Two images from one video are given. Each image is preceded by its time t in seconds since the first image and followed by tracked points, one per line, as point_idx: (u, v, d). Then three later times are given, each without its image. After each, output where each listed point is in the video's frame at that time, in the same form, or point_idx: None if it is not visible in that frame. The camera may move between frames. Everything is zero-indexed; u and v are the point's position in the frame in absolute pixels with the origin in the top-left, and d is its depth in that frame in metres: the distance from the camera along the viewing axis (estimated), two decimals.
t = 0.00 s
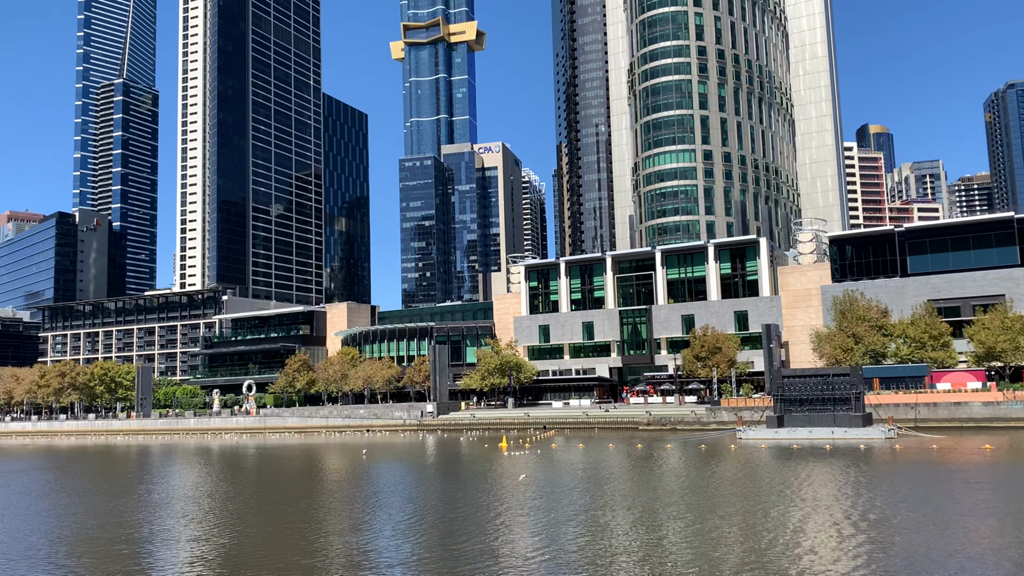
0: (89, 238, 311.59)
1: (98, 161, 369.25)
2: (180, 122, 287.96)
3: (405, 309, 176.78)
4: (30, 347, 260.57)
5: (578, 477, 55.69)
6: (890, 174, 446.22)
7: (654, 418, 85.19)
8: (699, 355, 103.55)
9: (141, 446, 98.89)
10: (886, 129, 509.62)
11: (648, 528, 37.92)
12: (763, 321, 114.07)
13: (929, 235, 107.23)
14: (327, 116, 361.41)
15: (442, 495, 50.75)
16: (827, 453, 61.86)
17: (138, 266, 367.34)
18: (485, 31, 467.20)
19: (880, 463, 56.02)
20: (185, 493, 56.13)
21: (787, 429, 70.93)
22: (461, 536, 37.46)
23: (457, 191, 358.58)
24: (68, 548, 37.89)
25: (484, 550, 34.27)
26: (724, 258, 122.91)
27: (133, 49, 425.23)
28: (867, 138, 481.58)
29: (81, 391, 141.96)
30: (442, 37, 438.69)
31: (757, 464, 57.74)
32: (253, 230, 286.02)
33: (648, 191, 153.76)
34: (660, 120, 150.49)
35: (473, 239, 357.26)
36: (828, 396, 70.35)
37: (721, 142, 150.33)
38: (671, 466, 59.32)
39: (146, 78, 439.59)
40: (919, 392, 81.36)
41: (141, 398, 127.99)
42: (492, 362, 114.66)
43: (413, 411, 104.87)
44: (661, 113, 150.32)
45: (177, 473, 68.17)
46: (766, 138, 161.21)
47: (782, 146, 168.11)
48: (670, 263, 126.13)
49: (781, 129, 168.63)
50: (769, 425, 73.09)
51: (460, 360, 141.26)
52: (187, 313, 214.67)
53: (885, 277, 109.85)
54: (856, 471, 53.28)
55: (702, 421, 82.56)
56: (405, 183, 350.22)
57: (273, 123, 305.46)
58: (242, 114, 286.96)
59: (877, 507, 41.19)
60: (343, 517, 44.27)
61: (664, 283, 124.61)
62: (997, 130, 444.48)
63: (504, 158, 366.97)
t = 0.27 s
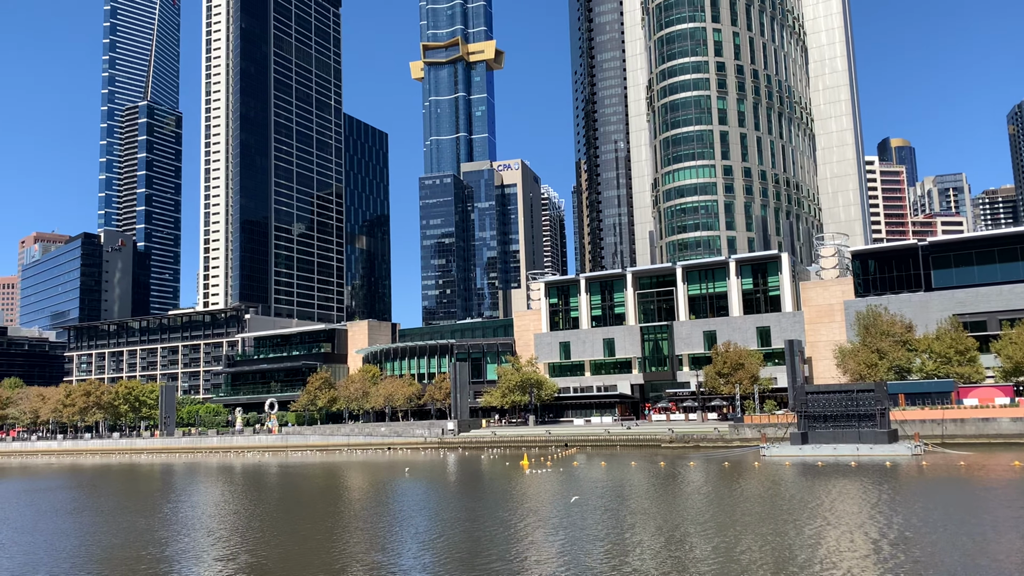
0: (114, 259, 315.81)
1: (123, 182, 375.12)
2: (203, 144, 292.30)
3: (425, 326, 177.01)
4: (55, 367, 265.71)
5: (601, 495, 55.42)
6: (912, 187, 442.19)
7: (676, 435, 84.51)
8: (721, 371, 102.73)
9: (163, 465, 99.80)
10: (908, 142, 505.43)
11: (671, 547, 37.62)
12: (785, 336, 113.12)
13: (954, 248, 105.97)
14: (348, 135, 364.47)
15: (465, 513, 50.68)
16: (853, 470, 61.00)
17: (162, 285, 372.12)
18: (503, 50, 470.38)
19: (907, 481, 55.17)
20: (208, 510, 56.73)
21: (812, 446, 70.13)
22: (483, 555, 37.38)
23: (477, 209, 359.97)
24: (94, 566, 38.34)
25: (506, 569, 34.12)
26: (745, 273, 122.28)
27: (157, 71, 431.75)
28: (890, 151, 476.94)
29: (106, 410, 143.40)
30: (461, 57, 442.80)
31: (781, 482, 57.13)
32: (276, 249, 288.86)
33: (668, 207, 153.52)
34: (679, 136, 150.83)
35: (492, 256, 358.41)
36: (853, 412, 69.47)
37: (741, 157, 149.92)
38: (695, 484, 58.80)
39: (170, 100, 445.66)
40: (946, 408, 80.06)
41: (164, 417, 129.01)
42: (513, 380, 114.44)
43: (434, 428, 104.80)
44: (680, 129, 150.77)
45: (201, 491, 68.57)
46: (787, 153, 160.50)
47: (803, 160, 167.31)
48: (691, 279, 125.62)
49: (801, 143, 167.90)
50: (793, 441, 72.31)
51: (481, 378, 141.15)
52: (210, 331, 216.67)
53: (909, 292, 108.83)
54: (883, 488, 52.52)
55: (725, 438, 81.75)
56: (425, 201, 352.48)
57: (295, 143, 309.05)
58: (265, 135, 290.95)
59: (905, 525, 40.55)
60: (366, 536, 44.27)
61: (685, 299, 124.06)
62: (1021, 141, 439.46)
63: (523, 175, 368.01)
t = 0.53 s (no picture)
0: (134, 280, 318.69)
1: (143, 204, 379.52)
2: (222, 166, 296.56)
3: (441, 346, 177.05)
4: (76, 388, 267.80)
5: (619, 516, 54.98)
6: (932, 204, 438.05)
7: (695, 456, 83.74)
8: (741, 391, 101.84)
9: (182, 486, 99.92)
10: (926, 159, 501.49)
11: (691, 569, 37.21)
12: (805, 355, 112.19)
13: (975, 266, 104.87)
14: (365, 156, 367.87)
15: (482, 534, 50.43)
16: (874, 490, 60.11)
17: (181, 305, 374.71)
18: (519, 71, 473.29)
19: (931, 501, 54.22)
20: (224, 531, 56.69)
21: (833, 466, 69.25)
22: None
23: (494, 228, 361.29)
24: None
25: None
26: (764, 291, 121.57)
27: (177, 94, 437.33)
28: (909, 168, 473.47)
29: (125, 431, 144.10)
30: (477, 78, 446.28)
31: (802, 502, 56.39)
32: (294, 269, 290.66)
33: (685, 226, 153.13)
34: (696, 154, 150.81)
35: (509, 275, 358.36)
36: (874, 432, 68.45)
37: (758, 175, 149.59)
38: (714, 505, 58.18)
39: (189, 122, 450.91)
40: (969, 427, 78.82)
41: (183, 437, 129.61)
42: (530, 399, 113.91)
43: (451, 449, 104.43)
44: (697, 147, 150.79)
45: (219, 512, 68.75)
46: (804, 171, 159.81)
47: (820, 178, 166.51)
48: (709, 297, 125.04)
49: (818, 161, 167.24)
50: (813, 461, 71.41)
51: (498, 397, 140.81)
52: (229, 351, 218.00)
53: (931, 309, 107.92)
54: (905, 508, 51.76)
55: (745, 458, 80.86)
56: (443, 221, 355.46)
57: (313, 164, 311.96)
58: (283, 156, 294.03)
59: (929, 547, 39.92)
60: (384, 556, 44.15)
61: (703, 317, 123.44)
62: None
63: (540, 194, 368.64)
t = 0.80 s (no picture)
0: (150, 301, 321.18)
1: (159, 226, 383.07)
2: (237, 187, 300.67)
3: (454, 366, 176.88)
4: (92, 409, 268.99)
5: (633, 539, 54.61)
6: (948, 223, 434.86)
7: (710, 478, 83.08)
8: (756, 412, 100.94)
9: (195, 507, 99.97)
10: (942, 178, 498.56)
11: None
12: (821, 376, 111.28)
13: (991, 285, 104.18)
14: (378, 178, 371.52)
15: (495, 556, 50.23)
16: (891, 513, 59.33)
17: (196, 326, 376.95)
18: (532, 93, 475.84)
19: (950, 524, 53.45)
20: (239, 553, 56.72)
21: (850, 488, 68.60)
22: None
23: (506, 248, 360.47)
24: None
25: None
26: (778, 312, 120.92)
27: (193, 117, 442.19)
28: (923, 187, 471.35)
29: (139, 452, 144.34)
30: (490, 100, 449.23)
31: (819, 525, 55.77)
32: (308, 290, 292.09)
33: (699, 246, 152.83)
34: (709, 174, 150.83)
35: (522, 295, 358.71)
36: (892, 454, 67.70)
37: (772, 195, 149.38)
38: (729, 527, 57.65)
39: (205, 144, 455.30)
40: (988, 449, 77.75)
41: (197, 458, 129.87)
42: (544, 421, 113.32)
43: (464, 470, 103.98)
44: (710, 168, 150.89)
45: (232, 533, 68.88)
46: (818, 191, 159.38)
47: (834, 198, 166.00)
48: (723, 317, 124.47)
49: (832, 181, 166.83)
50: (830, 483, 70.75)
51: (511, 418, 140.31)
52: (243, 372, 218.81)
53: (947, 329, 106.62)
54: (924, 531, 51.07)
55: (760, 481, 80.09)
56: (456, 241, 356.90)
57: (327, 186, 314.49)
58: (298, 178, 296.79)
59: (949, 570, 39.34)
60: None
61: (718, 337, 122.79)
62: None
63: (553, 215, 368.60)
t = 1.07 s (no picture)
0: (161, 322, 322.64)
1: (172, 248, 386.00)
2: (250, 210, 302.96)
3: (465, 388, 176.50)
4: (103, 431, 270.27)
5: (645, 563, 54.11)
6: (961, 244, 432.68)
7: (723, 501, 82.41)
8: (769, 434, 100.15)
9: (206, 529, 99.92)
10: (954, 199, 496.70)
11: None
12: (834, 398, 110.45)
13: (1005, 307, 103.72)
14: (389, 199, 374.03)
15: None
16: (907, 537, 58.63)
17: (208, 348, 378.56)
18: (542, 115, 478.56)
19: (967, 548, 52.80)
20: None
21: (864, 511, 67.91)
22: None
23: (517, 269, 362.01)
24: None
25: None
26: (790, 333, 120.39)
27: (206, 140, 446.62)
28: (934, 209, 469.44)
29: (150, 473, 144.43)
30: (500, 122, 451.97)
31: (833, 549, 55.18)
32: (319, 312, 292.89)
33: (709, 267, 152.50)
34: (719, 196, 151.04)
35: (533, 316, 358.87)
36: (906, 477, 67.14)
37: (783, 216, 149.27)
38: (742, 551, 57.12)
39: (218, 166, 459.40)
40: (1004, 472, 76.84)
41: (207, 480, 129.75)
42: (555, 443, 113.00)
43: (475, 492, 103.52)
44: (720, 189, 151.20)
45: (242, 555, 68.75)
46: (829, 212, 159.09)
47: (845, 219, 165.61)
48: (736, 339, 123.92)
49: (843, 202, 166.48)
50: (844, 507, 70.11)
51: (522, 440, 139.66)
52: (254, 394, 219.06)
53: (961, 351, 105.74)
54: (940, 556, 50.37)
55: (773, 504, 79.33)
56: (467, 262, 357.13)
57: (339, 208, 316.10)
58: (309, 200, 298.83)
59: None
60: None
61: (730, 359, 122.17)
62: None
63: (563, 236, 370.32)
